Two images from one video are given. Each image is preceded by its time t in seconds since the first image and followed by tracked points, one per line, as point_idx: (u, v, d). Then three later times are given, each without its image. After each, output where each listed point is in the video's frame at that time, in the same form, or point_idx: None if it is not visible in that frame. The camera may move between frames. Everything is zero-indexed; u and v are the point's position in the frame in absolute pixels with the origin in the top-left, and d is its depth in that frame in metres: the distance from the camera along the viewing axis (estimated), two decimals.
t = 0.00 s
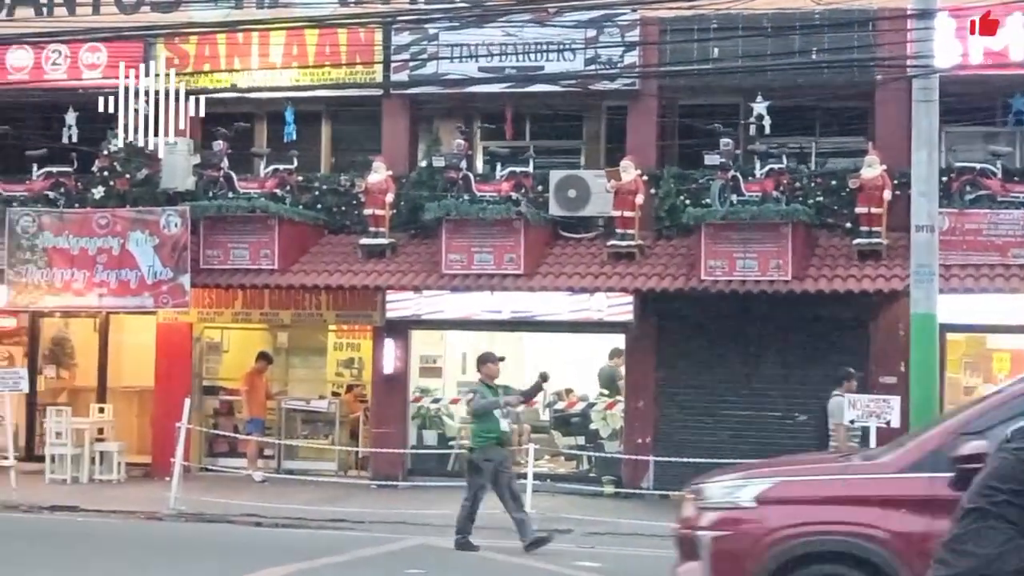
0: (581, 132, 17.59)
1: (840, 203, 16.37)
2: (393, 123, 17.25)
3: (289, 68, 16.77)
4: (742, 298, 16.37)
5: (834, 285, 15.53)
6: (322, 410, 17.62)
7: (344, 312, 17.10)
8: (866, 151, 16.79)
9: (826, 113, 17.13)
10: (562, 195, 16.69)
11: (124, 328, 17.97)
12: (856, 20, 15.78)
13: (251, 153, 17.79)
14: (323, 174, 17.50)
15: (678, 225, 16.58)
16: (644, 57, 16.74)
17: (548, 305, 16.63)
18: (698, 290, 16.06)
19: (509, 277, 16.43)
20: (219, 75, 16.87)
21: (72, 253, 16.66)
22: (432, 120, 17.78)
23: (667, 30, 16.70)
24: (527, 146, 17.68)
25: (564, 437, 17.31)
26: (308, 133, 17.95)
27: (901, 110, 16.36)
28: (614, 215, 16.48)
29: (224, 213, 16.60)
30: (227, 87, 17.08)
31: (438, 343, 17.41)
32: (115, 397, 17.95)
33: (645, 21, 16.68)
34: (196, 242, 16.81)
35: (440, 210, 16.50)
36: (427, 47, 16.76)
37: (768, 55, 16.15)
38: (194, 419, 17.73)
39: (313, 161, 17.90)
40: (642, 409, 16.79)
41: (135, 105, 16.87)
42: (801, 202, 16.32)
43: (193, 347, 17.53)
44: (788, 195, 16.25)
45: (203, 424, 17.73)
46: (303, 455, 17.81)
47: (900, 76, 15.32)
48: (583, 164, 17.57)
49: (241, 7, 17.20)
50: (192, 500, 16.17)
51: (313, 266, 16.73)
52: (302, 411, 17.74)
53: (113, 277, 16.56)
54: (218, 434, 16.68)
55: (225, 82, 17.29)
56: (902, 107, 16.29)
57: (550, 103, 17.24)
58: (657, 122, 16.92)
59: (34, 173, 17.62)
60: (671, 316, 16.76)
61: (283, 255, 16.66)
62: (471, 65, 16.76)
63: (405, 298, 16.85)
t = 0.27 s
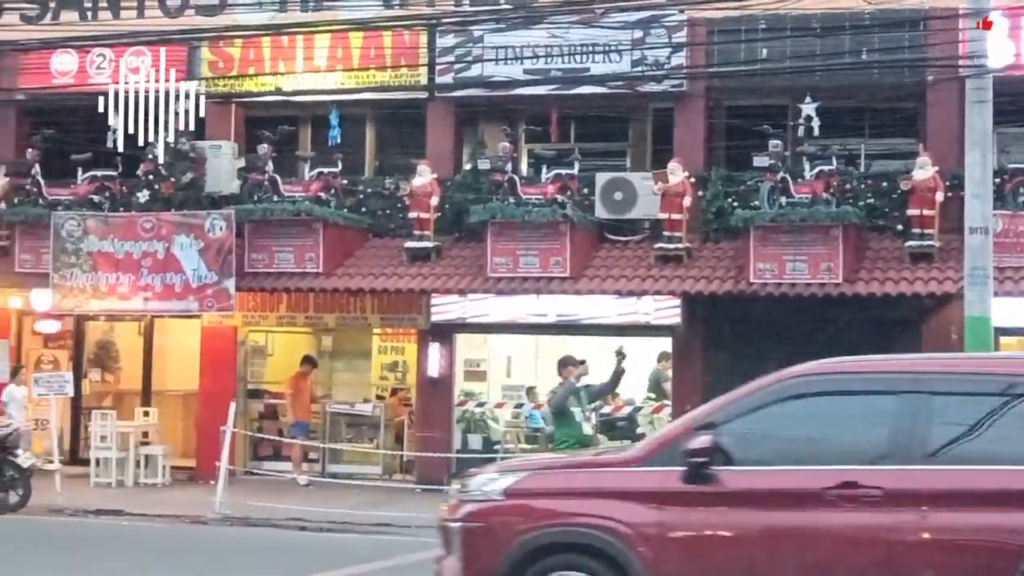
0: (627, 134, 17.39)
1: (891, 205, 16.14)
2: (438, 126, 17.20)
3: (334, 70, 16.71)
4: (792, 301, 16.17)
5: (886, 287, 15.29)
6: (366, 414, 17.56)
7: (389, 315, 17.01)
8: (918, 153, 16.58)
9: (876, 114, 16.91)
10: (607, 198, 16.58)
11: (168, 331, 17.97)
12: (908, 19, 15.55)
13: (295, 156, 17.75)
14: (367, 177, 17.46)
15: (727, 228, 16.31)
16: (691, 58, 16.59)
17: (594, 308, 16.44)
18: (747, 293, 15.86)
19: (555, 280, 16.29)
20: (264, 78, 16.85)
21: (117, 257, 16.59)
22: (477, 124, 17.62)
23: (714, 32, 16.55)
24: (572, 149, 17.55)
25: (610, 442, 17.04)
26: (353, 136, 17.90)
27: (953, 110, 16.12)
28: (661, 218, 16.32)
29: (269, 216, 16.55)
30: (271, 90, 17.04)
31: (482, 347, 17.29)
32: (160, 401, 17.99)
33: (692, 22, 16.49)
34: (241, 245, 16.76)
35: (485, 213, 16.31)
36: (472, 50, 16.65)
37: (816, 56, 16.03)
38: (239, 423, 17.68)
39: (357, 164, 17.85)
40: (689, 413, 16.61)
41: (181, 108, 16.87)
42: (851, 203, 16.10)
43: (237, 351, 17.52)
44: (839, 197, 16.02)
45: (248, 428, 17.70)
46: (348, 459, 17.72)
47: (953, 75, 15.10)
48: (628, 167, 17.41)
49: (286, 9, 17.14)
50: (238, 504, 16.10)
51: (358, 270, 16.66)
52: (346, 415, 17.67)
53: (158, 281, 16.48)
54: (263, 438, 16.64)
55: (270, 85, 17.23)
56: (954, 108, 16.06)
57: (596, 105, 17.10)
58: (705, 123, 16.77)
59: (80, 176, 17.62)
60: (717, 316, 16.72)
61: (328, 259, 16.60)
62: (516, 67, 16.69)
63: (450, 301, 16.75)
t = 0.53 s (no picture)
0: (681, 131, 17.21)
1: (952, 203, 15.83)
2: (489, 123, 17.05)
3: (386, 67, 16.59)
4: (850, 299, 15.91)
5: (948, 287, 15.01)
6: (418, 413, 17.10)
7: (441, 315, 16.90)
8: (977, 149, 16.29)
9: (936, 110, 16.59)
10: (662, 196, 16.31)
11: (220, 328, 18.04)
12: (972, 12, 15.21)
13: (346, 154, 17.65)
14: (419, 175, 17.37)
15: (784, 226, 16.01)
16: (747, 53, 16.26)
17: (647, 307, 16.31)
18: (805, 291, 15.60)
19: (609, 278, 16.09)
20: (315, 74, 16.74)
21: (169, 255, 16.52)
22: (529, 121, 17.41)
23: (771, 26, 16.26)
24: (624, 145, 17.31)
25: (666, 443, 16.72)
26: (404, 134, 17.80)
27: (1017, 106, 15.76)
28: (717, 216, 16.01)
29: (320, 214, 16.46)
30: (323, 86, 16.94)
31: (536, 345, 17.05)
32: (211, 400, 18.07)
33: (749, 16, 16.23)
34: (293, 243, 16.66)
35: (538, 210, 16.11)
36: (525, 45, 16.46)
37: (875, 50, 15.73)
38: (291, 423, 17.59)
39: (409, 161, 17.78)
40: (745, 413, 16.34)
41: (232, 105, 16.83)
42: (912, 201, 15.71)
43: (288, 351, 17.56)
44: (898, 194, 15.65)
45: (299, 427, 17.61)
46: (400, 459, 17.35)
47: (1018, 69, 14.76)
48: (682, 163, 17.22)
49: (338, 6, 17.03)
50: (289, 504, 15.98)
51: (409, 267, 16.54)
52: (398, 415, 17.21)
53: (210, 279, 16.39)
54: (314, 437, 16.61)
55: (321, 82, 17.14)
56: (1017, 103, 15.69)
57: (651, 101, 16.89)
58: (761, 119, 16.49)
59: (131, 175, 17.53)
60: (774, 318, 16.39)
61: (379, 257, 16.48)
62: (569, 63, 16.48)
63: (502, 300, 16.66)
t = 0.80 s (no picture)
0: (730, 132, 16.98)
1: (1010, 206, 15.42)
2: (537, 124, 16.89)
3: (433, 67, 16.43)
4: (903, 303, 15.65)
5: (1005, 291, 14.70)
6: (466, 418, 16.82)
7: (487, 318, 16.76)
8: None
9: (991, 111, 16.26)
10: (712, 197, 16.10)
11: (263, 331, 17.95)
12: None
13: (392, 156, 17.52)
14: (464, 177, 17.17)
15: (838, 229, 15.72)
16: (799, 53, 16.01)
17: (697, 311, 16.10)
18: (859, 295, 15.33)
19: (658, 281, 15.84)
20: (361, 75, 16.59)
21: (214, 257, 16.41)
22: (577, 121, 17.25)
23: (823, 25, 15.93)
24: (673, 147, 17.10)
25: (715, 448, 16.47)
26: (450, 136, 17.66)
27: None
28: (768, 218, 15.83)
29: (366, 216, 16.33)
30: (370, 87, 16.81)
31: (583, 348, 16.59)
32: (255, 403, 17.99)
33: (802, 15, 15.95)
34: (338, 245, 16.51)
35: (587, 213, 15.93)
36: (573, 46, 16.24)
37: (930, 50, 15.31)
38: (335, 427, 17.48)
39: (455, 163, 17.60)
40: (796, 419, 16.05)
41: (278, 106, 16.74)
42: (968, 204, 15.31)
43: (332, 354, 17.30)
44: (953, 197, 15.28)
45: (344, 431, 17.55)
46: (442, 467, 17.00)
47: None
48: (731, 165, 16.92)
49: (384, 6, 16.88)
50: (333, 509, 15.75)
51: (455, 270, 16.40)
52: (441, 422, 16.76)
53: (256, 281, 16.26)
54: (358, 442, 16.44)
55: (367, 84, 17.01)
56: None
57: (701, 102, 16.67)
58: (812, 120, 16.22)
59: (177, 176, 17.53)
60: (826, 323, 16.09)
61: (425, 259, 16.35)
62: (618, 63, 16.25)
63: (549, 303, 16.49)
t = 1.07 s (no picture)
0: (768, 126, 16.83)
1: None
2: (575, 119, 16.73)
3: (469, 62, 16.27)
4: (947, 299, 15.39)
5: None
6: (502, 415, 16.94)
7: (525, 314, 16.64)
8: None
9: None
10: (753, 191, 15.84)
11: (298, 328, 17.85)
12: None
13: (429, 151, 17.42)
14: (501, 172, 17.00)
15: (881, 224, 15.60)
16: (841, 45, 15.74)
17: (738, 307, 15.86)
18: (903, 291, 15.05)
19: (698, 277, 15.60)
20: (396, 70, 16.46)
21: (250, 254, 16.35)
22: (613, 115, 17.17)
23: (866, 17, 15.67)
24: (711, 141, 17.00)
25: (753, 446, 16.43)
26: (487, 132, 17.57)
27: None
28: (810, 212, 15.54)
29: (404, 212, 16.13)
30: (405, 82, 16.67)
31: (621, 346, 16.80)
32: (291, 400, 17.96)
33: (844, 6, 15.64)
34: (374, 241, 16.41)
35: (626, 207, 15.73)
36: (612, 39, 16.10)
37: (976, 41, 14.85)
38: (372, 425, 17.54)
39: (491, 159, 17.51)
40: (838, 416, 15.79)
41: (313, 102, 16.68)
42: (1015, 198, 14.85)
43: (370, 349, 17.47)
44: (999, 191, 14.90)
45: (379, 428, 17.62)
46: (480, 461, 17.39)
47: None
48: (770, 160, 16.78)
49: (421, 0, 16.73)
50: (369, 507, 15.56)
51: (492, 266, 16.21)
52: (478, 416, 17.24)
53: (291, 278, 16.16)
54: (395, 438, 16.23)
55: (403, 79, 16.88)
56: None
57: (739, 96, 16.49)
58: (855, 114, 15.97)
59: (211, 173, 17.41)
60: (869, 317, 15.82)
61: (462, 255, 16.16)
62: (657, 57, 16.07)
63: (586, 299, 16.38)
